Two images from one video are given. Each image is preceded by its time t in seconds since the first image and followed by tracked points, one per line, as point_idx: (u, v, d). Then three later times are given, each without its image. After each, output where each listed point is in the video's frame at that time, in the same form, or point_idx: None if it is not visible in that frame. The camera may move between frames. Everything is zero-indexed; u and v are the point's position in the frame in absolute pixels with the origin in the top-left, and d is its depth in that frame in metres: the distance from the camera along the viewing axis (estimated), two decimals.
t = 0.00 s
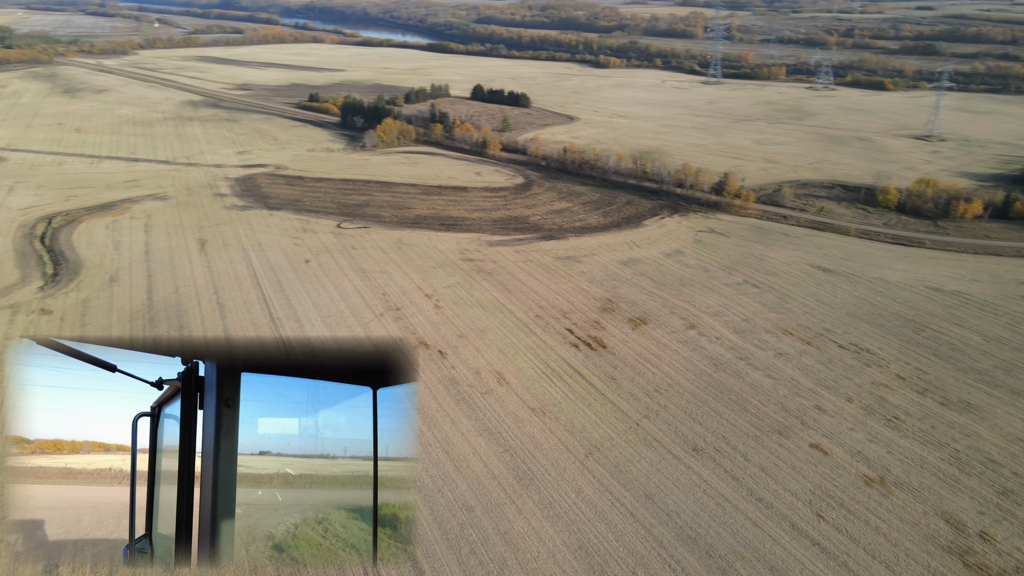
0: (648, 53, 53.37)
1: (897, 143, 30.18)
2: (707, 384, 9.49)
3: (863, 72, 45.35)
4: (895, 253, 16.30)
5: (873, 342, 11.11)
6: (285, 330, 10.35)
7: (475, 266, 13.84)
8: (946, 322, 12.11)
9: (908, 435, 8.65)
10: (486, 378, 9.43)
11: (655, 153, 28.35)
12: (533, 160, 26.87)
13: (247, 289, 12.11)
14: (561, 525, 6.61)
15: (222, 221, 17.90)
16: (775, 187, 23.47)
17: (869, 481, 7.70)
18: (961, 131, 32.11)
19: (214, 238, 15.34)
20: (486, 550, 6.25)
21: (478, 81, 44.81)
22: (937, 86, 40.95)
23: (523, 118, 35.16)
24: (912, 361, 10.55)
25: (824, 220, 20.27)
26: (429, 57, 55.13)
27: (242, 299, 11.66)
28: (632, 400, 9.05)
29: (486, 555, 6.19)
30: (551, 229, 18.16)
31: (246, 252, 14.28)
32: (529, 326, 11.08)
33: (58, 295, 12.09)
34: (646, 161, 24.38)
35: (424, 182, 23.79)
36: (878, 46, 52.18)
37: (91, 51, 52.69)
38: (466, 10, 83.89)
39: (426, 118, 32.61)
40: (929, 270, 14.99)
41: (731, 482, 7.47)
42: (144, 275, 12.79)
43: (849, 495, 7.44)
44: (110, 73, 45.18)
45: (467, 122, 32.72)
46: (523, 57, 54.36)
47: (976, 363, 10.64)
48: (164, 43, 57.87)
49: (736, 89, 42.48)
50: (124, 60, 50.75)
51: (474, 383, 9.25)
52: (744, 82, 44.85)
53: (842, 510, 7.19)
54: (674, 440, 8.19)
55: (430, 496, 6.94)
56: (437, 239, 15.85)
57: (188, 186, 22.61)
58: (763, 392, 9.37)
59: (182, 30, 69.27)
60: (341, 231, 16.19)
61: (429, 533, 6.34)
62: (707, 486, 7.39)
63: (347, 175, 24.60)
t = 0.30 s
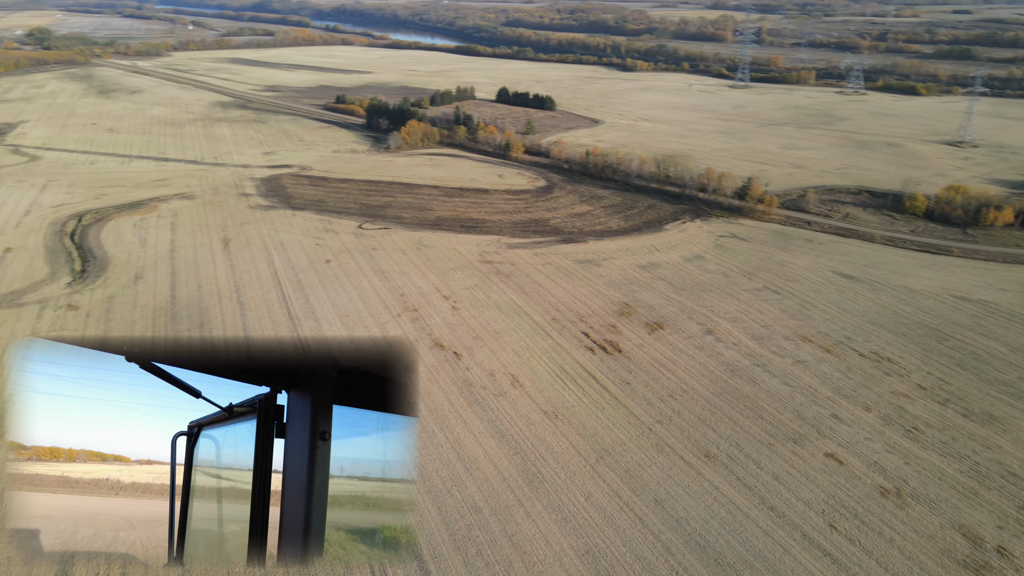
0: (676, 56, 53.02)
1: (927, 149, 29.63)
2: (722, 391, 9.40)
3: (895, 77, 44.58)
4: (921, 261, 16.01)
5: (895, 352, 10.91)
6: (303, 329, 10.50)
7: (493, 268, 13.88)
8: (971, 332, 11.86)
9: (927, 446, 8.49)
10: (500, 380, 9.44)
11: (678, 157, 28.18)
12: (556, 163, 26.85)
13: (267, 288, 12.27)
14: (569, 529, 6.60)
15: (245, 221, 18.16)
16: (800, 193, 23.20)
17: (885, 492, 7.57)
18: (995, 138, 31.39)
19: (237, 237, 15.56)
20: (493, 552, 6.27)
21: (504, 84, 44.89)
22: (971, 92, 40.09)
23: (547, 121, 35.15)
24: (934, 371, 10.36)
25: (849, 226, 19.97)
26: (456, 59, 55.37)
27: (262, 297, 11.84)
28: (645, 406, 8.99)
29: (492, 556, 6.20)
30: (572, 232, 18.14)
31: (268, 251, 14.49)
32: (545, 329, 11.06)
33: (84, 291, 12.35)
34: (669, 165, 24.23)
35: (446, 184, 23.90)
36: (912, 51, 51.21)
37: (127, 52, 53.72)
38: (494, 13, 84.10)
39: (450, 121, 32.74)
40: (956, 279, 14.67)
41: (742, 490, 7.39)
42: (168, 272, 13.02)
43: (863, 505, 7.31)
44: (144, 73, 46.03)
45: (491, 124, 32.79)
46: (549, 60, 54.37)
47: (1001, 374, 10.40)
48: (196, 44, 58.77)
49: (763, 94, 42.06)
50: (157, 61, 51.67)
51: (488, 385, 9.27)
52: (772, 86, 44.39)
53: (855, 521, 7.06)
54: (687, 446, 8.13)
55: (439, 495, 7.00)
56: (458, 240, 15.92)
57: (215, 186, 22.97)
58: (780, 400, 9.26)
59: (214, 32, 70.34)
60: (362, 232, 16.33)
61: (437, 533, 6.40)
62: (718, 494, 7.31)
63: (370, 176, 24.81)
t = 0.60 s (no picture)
0: (703, 60, 52.71)
1: (958, 156, 29.07)
2: (737, 398, 9.30)
3: (928, 82, 43.80)
4: (948, 269, 15.71)
5: (917, 361, 10.73)
6: (321, 329, 10.64)
7: (511, 270, 13.91)
8: (996, 342, 11.60)
9: (946, 458, 8.33)
10: (514, 383, 9.44)
11: (702, 161, 27.97)
12: (578, 166, 26.82)
13: (287, 287, 12.43)
14: (575, 532, 6.59)
15: (268, 221, 18.38)
16: (825, 198, 22.90)
17: (900, 504, 7.44)
18: None
19: (259, 237, 15.77)
20: (499, 554, 6.28)
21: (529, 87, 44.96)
22: (1007, 97, 39.23)
23: (571, 124, 35.14)
24: (956, 381, 10.16)
25: (875, 233, 19.66)
26: (483, 62, 55.60)
27: (282, 296, 12.00)
28: (658, 411, 8.95)
29: (498, 558, 6.22)
30: (592, 236, 18.12)
31: (289, 251, 14.66)
32: (561, 332, 11.07)
33: (109, 288, 12.59)
34: (692, 169, 24.06)
35: (467, 186, 23.98)
36: (946, 55, 50.31)
37: (161, 54, 54.78)
38: (522, 16, 84.38)
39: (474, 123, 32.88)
40: (984, 288, 14.35)
41: (753, 498, 7.32)
42: (191, 270, 13.23)
43: (878, 516, 7.19)
44: (176, 75, 46.94)
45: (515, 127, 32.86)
46: (575, 63, 54.37)
47: None
48: (228, 46, 59.80)
49: (791, 98, 41.64)
50: (189, 63, 52.65)
51: (501, 387, 9.29)
52: (801, 90, 43.93)
53: (869, 531, 6.95)
54: (699, 452, 8.07)
55: (448, 496, 7.04)
56: (477, 242, 15.97)
57: (240, 186, 23.28)
58: (796, 407, 9.17)
59: (246, 35, 71.45)
60: (383, 233, 16.45)
61: (443, 533, 6.43)
62: (729, 501, 7.24)
63: (393, 178, 24.99)
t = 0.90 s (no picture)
0: (730, 63, 52.26)
1: (990, 161, 28.46)
2: (752, 403, 9.21)
3: (961, 85, 42.95)
4: (974, 276, 15.40)
5: (939, 370, 10.53)
6: (337, 328, 10.77)
7: (528, 272, 13.91)
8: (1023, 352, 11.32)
9: (965, 469, 8.17)
10: (527, 385, 9.44)
11: (725, 165, 27.73)
12: (600, 169, 26.74)
13: (306, 286, 12.56)
14: (581, 535, 6.58)
15: (290, 220, 18.57)
16: (849, 203, 22.57)
17: (915, 515, 7.31)
18: None
19: (281, 236, 15.97)
20: (505, 555, 6.28)
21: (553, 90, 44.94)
22: None
23: (594, 127, 35.06)
24: (979, 391, 9.95)
25: (901, 239, 19.32)
26: (508, 64, 55.73)
27: (300, 295, 12.13)
28: (671, 415, 8.89)
29: (503, 559, 6.22)
30: (612, 238, 18.06)
31: (309, 250, 14.81)
32: (575, 335, 11.05)
33: (133, 284, 12.83)
34: (714, 172, 23.86)
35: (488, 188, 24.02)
36: (981, 58, 49.27)
37: (191, 55, 55.68)
38: (550, 18, 84.42)
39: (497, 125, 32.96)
40: (1011, 297, 14.02)
41: (764, 505, 7.25)
42: (213, 268, 13.44)
43: (891, 526, 7.07)
44: (205, 76, 47.71)
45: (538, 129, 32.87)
46: (600, 66, 54.26)
47: None
48: (258, 48, 60.65)
49: (819, 102, 41.13)
50: (220, 64, 53.46)
51: (513, 388, 9.30)
52: (829, 94, 43.36)
53: (881, 542, 6.83)
54: (710, 458, 8.01)
55: (456, 496, 7.08)
56: (496, 244, 16.00)
57: (264, 185, 23.57)
58: (812, 414, 9.05)
59: (276, 36, 72.38)
60: (402, 234, 16.54)
61: (450, 534, 6.47)
62: (738, 508, 7.17)
63: (414, 179, 25.13)
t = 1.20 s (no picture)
0: (759, 63, 51.71)
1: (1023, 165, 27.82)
2: (767, 407, 9.13)
3: (998, 87, 41.98)
4: (1002, 282, 15.07)
5: (960, 377, 10.33)
6: (353, 326, 10.92)
7: (545, 272, 13.89)
8: None
9: (983, 479, 8.01)
10: (540, 385, 9.45)
11: (750, 167, 27.45)
12: (622, 170, 26.62)
13: (325, 283, 12.68)
14: (588, 535, 6.58)
15: (312, 218, 18.74)
16: (875, 207, 22.22)
17: (929, 524, 7.19)
18: None
19: (303, 233, 16.14)
20: (511, 554, 6.30)
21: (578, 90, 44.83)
22: None
23: (618, 127, 34.92)
24: (1001, 400, 9.75)
25: (928, 244, 18.97)
26: (534, 64, 55.72)
27: (319, 292, 12.25)
28: (684, 418, 8.83)
29: (509, 558, 6.24)
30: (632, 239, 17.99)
31: (330, 248, 14.94)
32: (591, 335, 11.03)
33: (157, 279, 13.07)
34: (738, 174, 23.64)
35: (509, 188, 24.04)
36: (1019, 59, 48.12)
37: (221, 54, 56.55)
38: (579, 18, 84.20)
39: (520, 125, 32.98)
40: None
41: (774, 509, 7.19)
42: (235, 265, 13.62)
43: (904, 535, 6.97)
44: (235, 74, 48.38)
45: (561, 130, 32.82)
46: (627, 66, 54.03)
47: None
48: (287, 47, 61.39)
49: (848, 103, 40.53)
50: (249, 63, 54.19)
51: (526, 388, 9.32)
52: (859, 95, 42.71)
53: (894, 550, 6.73)
54: (722, 461, 7.95)
55: (464, 494, 7.12)
56: (516, 243, 16.01)
57: (288, 183, 23.82)
58: (827, 420, 8.94)
59: (306, 36, 73.21)
60: (422, 233, 16.61)
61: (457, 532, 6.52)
62: (748, 512, 7.11)
63: (437, 178, 25.23)
